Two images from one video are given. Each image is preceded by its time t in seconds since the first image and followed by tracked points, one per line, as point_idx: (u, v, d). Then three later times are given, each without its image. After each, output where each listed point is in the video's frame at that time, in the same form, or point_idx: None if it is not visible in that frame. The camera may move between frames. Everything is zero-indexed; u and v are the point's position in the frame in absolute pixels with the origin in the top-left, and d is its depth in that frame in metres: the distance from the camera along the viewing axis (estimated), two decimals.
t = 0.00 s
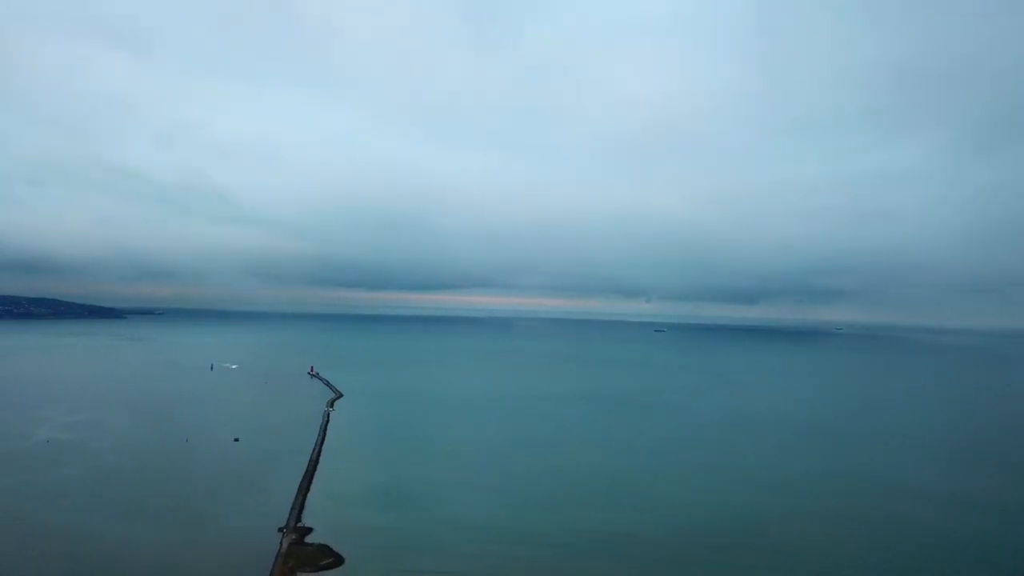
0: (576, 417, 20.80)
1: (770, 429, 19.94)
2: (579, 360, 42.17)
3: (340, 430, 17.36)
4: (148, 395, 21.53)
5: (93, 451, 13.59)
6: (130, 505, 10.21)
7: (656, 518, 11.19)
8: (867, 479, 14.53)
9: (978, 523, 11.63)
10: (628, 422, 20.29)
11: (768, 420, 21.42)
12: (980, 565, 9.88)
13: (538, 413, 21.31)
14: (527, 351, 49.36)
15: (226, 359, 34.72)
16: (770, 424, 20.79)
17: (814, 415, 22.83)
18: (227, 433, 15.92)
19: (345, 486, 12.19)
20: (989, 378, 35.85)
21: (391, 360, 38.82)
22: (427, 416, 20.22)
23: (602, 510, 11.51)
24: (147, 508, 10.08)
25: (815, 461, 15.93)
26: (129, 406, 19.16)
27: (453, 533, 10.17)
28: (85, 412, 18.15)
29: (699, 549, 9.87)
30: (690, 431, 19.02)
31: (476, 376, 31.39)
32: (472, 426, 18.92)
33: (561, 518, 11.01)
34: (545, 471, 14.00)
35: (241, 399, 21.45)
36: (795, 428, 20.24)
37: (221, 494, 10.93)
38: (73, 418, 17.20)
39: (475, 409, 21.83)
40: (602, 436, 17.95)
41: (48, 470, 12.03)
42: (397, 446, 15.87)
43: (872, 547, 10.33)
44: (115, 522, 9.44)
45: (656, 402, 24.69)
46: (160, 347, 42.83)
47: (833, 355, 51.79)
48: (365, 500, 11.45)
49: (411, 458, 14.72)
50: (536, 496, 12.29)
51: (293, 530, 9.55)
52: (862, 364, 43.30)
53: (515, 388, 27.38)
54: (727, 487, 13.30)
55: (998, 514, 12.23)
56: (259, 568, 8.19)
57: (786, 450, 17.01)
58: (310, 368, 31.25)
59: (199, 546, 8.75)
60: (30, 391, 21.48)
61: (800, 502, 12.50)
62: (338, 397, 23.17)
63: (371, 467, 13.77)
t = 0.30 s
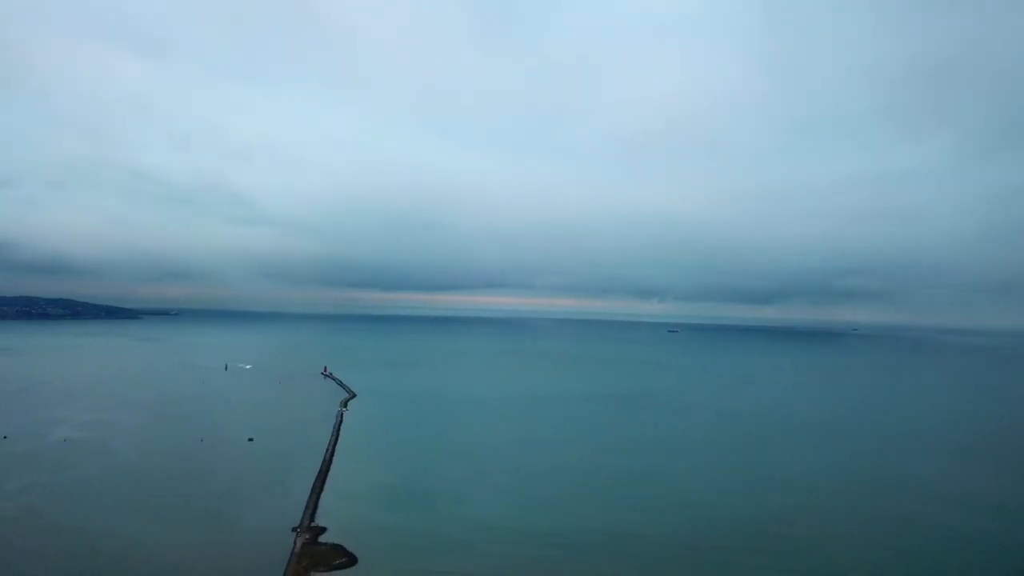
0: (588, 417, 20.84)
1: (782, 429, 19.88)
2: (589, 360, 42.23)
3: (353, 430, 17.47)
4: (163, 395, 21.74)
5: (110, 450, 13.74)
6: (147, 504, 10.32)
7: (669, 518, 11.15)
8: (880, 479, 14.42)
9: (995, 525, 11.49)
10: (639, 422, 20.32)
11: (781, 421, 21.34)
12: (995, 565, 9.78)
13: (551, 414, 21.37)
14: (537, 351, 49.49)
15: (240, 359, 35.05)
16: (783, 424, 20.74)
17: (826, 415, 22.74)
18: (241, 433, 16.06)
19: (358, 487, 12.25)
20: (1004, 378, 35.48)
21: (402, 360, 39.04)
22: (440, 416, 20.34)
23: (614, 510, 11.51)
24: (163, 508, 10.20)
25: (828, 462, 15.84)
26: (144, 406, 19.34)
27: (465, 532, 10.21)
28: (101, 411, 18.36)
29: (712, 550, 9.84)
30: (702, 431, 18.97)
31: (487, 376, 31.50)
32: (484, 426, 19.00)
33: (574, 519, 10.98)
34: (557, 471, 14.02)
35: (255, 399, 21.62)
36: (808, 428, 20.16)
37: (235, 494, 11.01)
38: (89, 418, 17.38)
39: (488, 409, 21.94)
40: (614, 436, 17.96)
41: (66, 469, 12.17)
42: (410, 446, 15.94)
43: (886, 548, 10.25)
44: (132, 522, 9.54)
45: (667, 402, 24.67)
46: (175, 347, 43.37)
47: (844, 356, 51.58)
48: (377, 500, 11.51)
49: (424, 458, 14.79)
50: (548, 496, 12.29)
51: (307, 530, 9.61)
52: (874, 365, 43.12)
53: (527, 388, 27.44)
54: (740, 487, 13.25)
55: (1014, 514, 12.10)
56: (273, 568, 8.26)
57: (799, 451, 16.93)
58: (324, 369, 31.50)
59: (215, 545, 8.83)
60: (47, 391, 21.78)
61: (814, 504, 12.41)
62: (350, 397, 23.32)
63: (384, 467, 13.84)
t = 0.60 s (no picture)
0: (603, 418, 20.67)
1: (801, 430, 19.54)
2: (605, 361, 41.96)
3: (367, 430, 17.54)
4: (181, 395, 22.03)
5: (127, 450, 13.93)
6: (163, 504, 10.43)
7: (684, 520, 10.99)
8: (903, 481, 14.10)
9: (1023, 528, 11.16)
10: (654, 423, 20.08)
11: (800, 422, 20.98)
12: None
13: (564, 414, 21.24)
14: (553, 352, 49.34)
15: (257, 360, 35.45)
16: (799, 425, 20.44)
17: (844, 416, 22.39)
18: (256, 433, 16.20)
19: (371, 486, 12.29)
20: None
21: (418, 360, 39.16)
22: (454, 416, 20.34)
23: (628, 512, 11.38)
24: (178, 507, 10.31)
25: (849, 464, 15.52)
26: (163, 407, 19.61)
27: (478, 532, 10.17)
28: (121, 412, 18.65)
29: (728, 553, 9.66)
30: (719, 433, 18.70)
31: (502, 376, 31.45)
32: (498, 426, 18.95)
33: (586, 520, 10.87)
34: (570, 472, 13.91)
35: (271, 399, 21.82)
36: (826, 429, 19.83)
37: (250, 494, 11.10)
38: (108, 419, 17.65)
39: (501, 410, 21.89)
40: (628, 437, 17.78)
41: (84, 470, 12.36)
42: (424, 446, 15.95)
43: (909, 552, 9.99)
44: (148, 521, 9.65)
45: (683, 402, 24.37)
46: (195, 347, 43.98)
47: (863, 356, 50.85)
48: (390, 499, 11.53)
49: (437, 458, 14.78)
50: (562, 497, 12.19)
51: (320, 530, 9.65)
52: (893, 365, 42.54)
53: (541, 388, 27.34)
54: (758, 489, 13.02)
55: None
56: (286, 567, 8.30)
57: (819, 453, 16.61)
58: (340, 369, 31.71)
59: (228, 545, 8.89)
60: (68, 391, 22.15)
61: (833, 506, 12.15)
62: (366, 397, 23.46)
63: (397, 466, 13.86)
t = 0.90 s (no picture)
0: (614, 418, 20.73)
1: (812, 431, 19.53)
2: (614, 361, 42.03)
3: (378, 431, 17.61)
4: (192, 395, 22.15)
5: (141, 450, 14.02)
6: (177, 503, 10.48)
7: (695, 521, 11.00)
8: (914, 482, 14.06)
9: None
10: (665, 423, 20.10)
11: (810, 422, 20.98)
12: None
13: (576, 414, 21.29)
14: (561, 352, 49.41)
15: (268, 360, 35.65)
16: (812, 426, 20.43)
17: (856, 417, 22.33)
18: (269, 433, 16.29)
19: (383, 486, 12.33)
20: None
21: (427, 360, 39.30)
22: (466, 416, 20.43)
23: (637, 512, 11.42)
24: (192, 507, 10.36)
25: (859, 464, 15.50)
26: (174, 406, 19.71)
27: (489, 533, 10.20)
28: (134, 412, 18.76)
29: (739, 553, 9.67)
30: (730, 433, 18.73)
31: (511, 377, 31.53)
32: (509, 426, 19.01)
33: (598, 520, 10.89)
34: (582, 472, 13.94)
35: (282, 399, 21.92)
36: (838, 430, 19.81)
37: (263, 494, 11.15)
38: (121, 418, 17.75)
39: (512, 410, 21.96)
40: (639, 437, 17.81)
41: (95, 470, 12.39)
42: (435, 446, 16.01)
43: (921, 553, 9.98)
44: (161, 521, 9.70)
45: (693, 403, 24.40)
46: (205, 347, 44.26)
47: (875, 357, 50.62)
48: (402, 499, 11.57)
49: (449, 459, 14.84)
50: (572, 497, 12.21)
51: (333, 530, 9.69)
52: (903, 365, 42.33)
53: (550, 389, 27.40)
54: (768, 490, 13.03)
55: None
56: (299, 567, 8.33)
57: (829, 453, 16.62)
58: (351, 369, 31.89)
59: (241, 544, 8.93)
60: (81, 391, 22.32)
61: (844, 507, 12.15)
62: (377, 397, 23.55)
63: (410, 467, 13.92)
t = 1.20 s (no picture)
0: (627, 418, 20.66)
1: (827, 432, 19.36)
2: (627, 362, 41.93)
3: (392, 430, 17.68)
4: (207, 395, 22.34)
5: (157, 450, 14.14)
6: (192, 503, 10.56)
7: (708, 522, 10.92)
8: (931, 484, 13.88)
9: None
10: (678, 423, 20.01)
11: (824, 423, 20.80)
12: None
13: (589, 414, 21.27)
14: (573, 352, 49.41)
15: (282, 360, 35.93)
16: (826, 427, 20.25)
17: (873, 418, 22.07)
18: (283, 432, 16.39)
19: (395, 486, 12.36)
20: None
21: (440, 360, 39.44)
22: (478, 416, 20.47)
23: (649, 513, 11.35)
24: (207, 506, 10.43)
25: (875, 466, 15.32)
26: (190, 406, 19.88)
27: (501, 533, 10.19)
28: (150, 411, 18.95)
29: (753, 555, 9.58)
30: (744, 434, 18.58)
31: (524, 377, 31.55)
32: (522, 426, 19.02)
33: (610, 521, 10.84)
34: (594, 473, 13.89)
35: (296, 399, 22.06)
36: (853, 431, 19.61)
37: (276, 493, 11.21)
38: (137, 418, 17.92)
39: (525, 410, 21.95)
40: (652, 438, 17.73)
41: (111, 470, 12.51)
42: (448, 446, 16.04)
43: (939, 556, 9.83)
44: (175, 520, 9.78)
45: (706, 403, 24.26)
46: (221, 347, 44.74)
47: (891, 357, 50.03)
48: (414, 499, 11.60)
49: (461, 459, 14.86)
50: (584, 497, 12.16)
51: (346, 530, 9.71)
52: (922, 366, 41.75)
53: (563, 389, 27.37)
54: (782, 491, 12.90)
55: None
56: (311, 567, 8.35)
57: (844, 454, 16.44)
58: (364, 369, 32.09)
59: (254, 543, 8.98)
60: (99, 391, 22.59)
61: (859, 508, 12.01)
62: (391, 397, 23.63)
63: (423, 466, 13.95)
